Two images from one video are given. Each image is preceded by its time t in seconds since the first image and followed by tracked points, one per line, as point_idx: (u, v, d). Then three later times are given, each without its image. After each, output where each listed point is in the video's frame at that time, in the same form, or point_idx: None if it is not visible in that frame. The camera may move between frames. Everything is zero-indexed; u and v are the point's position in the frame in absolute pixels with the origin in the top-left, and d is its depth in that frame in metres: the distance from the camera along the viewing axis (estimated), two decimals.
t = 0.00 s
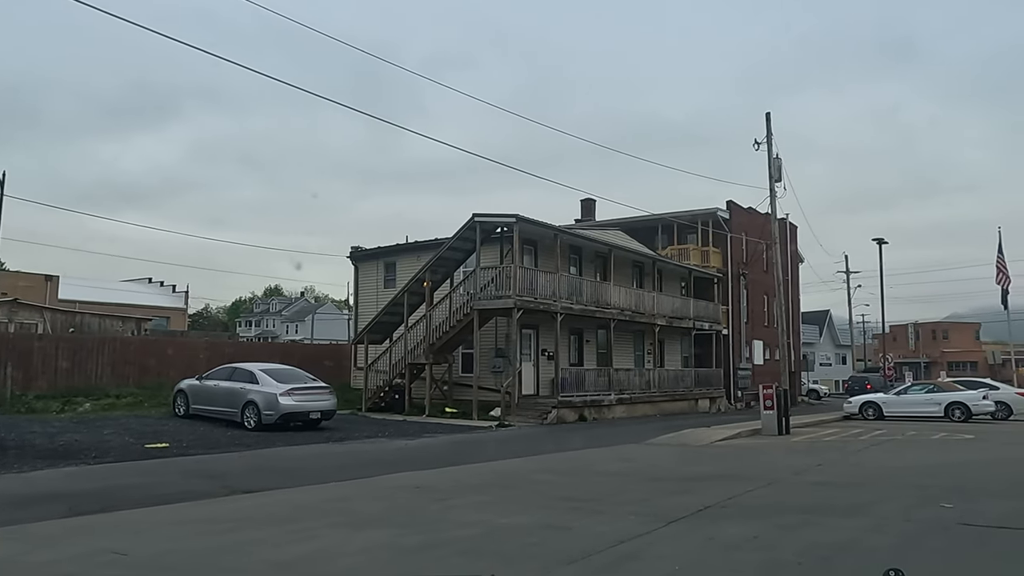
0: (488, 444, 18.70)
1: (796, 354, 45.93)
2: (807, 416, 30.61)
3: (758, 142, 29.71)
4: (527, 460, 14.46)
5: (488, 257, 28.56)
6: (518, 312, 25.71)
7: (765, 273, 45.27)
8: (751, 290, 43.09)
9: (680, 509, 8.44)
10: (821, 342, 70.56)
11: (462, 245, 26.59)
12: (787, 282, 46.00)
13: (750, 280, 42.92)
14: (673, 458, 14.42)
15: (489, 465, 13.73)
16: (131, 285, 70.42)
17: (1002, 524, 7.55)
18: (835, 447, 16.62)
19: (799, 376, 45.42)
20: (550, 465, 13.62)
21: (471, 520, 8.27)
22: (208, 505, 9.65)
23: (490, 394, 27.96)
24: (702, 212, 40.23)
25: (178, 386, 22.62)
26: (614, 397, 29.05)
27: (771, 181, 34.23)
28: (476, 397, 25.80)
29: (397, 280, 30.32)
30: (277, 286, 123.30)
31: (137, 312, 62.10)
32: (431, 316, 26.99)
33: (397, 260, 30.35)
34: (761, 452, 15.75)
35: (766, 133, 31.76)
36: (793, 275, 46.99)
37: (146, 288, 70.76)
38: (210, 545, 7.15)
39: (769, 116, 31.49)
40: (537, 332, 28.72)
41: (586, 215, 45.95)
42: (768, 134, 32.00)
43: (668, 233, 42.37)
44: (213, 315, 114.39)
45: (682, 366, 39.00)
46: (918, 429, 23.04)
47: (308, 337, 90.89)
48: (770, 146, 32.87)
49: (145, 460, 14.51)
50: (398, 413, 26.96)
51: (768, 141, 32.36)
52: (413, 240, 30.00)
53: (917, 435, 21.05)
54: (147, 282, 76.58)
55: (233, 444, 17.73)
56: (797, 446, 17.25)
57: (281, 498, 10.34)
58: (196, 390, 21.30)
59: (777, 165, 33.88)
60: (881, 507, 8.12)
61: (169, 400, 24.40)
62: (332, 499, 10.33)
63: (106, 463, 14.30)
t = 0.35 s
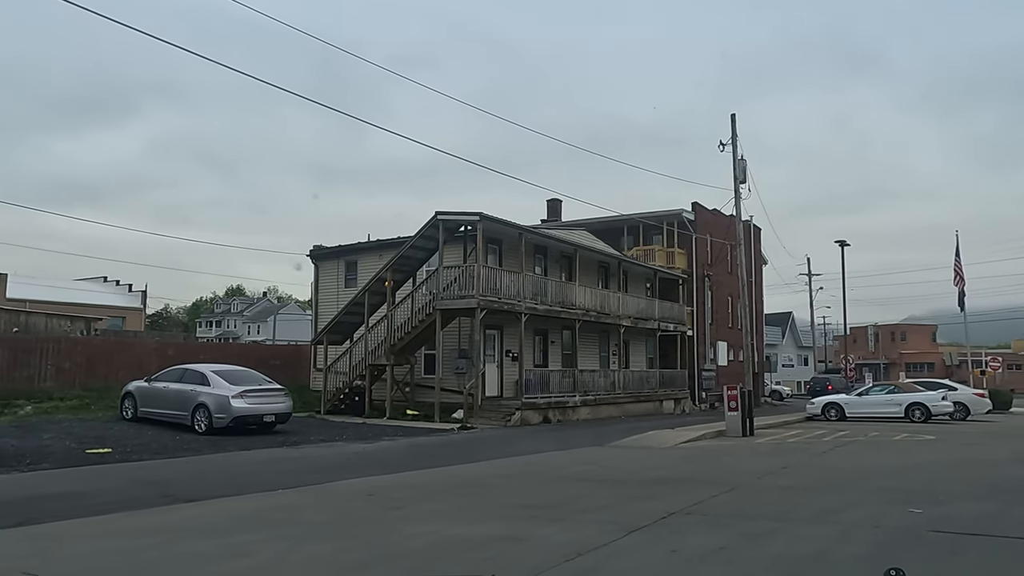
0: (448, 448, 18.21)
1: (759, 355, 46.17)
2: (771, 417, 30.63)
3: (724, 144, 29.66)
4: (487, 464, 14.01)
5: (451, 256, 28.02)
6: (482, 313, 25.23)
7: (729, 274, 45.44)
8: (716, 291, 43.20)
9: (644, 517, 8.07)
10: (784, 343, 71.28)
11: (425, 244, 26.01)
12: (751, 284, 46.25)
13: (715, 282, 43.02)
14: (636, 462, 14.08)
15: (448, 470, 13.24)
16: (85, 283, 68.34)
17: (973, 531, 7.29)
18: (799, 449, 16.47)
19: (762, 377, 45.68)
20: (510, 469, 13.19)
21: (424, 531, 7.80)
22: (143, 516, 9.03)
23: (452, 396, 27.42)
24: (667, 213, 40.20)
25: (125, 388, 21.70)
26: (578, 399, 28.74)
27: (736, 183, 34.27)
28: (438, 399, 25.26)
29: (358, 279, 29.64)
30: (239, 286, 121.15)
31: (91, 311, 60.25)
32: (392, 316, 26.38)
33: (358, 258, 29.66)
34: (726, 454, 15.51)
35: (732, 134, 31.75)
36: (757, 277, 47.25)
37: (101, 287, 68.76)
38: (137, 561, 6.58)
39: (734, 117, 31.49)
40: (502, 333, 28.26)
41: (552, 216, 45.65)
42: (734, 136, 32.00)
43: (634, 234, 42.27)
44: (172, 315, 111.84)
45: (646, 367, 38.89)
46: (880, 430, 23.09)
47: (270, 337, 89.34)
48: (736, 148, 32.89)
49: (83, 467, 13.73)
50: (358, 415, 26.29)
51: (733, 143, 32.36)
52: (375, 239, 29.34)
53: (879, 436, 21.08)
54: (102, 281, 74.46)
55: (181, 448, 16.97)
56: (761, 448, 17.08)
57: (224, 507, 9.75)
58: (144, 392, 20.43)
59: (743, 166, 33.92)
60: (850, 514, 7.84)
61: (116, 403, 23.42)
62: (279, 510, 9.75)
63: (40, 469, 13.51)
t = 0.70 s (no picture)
0: (408, 451, 17.65)
1: (724, 356, 46.28)
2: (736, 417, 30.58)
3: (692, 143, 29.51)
4: (446, 468, 13.51)
5: (414, 255, 27.42)
6: (445, 312, 24.67)
7: (695, 275, 45.46)
8: (682, 292, 43.18)
9: (606, 524, 7.65)
10: (748, 345, 71.81)
11: (386, 241, 25.37)
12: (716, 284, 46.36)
13: (681, 283, 43.01)
14: (600, 465, 13.68)
15: (404, 475, 12.70)
16: (38, 282, 66.19)
17: (946, 537, 7.00)
18: (764, 450, 16.26)
19: (727, 378, 45.82)
20: (469, 473, 12.71)
21: (371, 544, 7.28)
22: (70, 529, 8.36)
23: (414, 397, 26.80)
24: (634, 213, 40.07)
25: (69, 390, 20.72)
26: (543, 400, 28.33)
27: (702, 183, 34.20)
28: (399, 401, 24.63)
29: (318, 278, 28.87)
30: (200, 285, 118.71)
31: (43, 311, 58.32)
32: (352, 316, 25.69)
33: (319, 256, 28.91)
34: (691, 456, 15.21)
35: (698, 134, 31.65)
36: (722, 278, 47.39)
37: (54, 285, 66.65)
38: None
39: (700, 117, 31.41)
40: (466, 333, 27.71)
41: (519, 216, 45.25)
42: (700, 136, 31.90)
43: (600, 234, 42.08)
44: (130, 315, 109.19)
45: (612, 368, 38.67)
46: (843, 430, 23.05)
47: (231, 338, 87.57)
48: (702, 148, 32.80)
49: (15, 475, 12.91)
50: (317, 417, 25.56)
51: (700, 142, 32.26)
52: (336, 236, 28.60)
53: (843, 436, 21.03)
54: (56, 279, 72.22)
55: (125, 453, 16.15)
56: (726, 449, 16.84)
57: (160, 519, 9.10)
58: (89, 394, 19.51)
59: (709, 166, 33.88)
60: (820, 521, 7.50)
61: (61, 406, 22.41)
62: (219, 521, 9.13)
63: None
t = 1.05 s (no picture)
0: (363, 454, 17.05)
1: (687, 356, 46.34)
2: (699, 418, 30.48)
3: (656, 143, 29.34)
4: (400, 473, 12.96)
5: (373, 252, 26.73)
6: (404, 311, 24.06)
7: (658, 276, 45.41)
8: (645, 292, 43.10)
9: (562, 534, 7.22)
10: (710, 346, 72.24)
11: (344, 238, 24.66)
12: (679, 285, 46.39)
13: (644, 283, 42.92)
14: (560, 469, 13.27)
15: (356, 481, 12.12)
16: None
17: (918, 545, 6.70)
18: (726, 452, 16.03)
19: (690, 379, 45.87)
20: (423, 478, 12.18)
21: (309, 559, 6.73)
22: None
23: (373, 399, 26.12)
24: (598, 213, 39.86)
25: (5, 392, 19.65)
26: (505, 401, 27.87)
27: (667, 183, 34.07)
28: (357, 402, 23.95)
29: (274, 276, 28.02)
30: (157, 284, 115.79)
31: None
32: (308, 314, 24.94)
33: (274, 253, 28.05)
34: (653, 458, 14.88)
35: (662, 134, 31.53)
36: (685, 279, 47.45)
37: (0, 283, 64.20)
38: None
39: (665, 117, 31.26)
40: (427, 332, 27.11)
41: (482, 214, 44.74)
42: (664, 135, 31.78)
43: (564, 234, 41.78)
44: (84, 314, 106.03)
45: (576, 368, 38.38)
46: (804, 431, 23.02)
47: (188, 338, 85.45)
48: (666, 148, 32.68)
49: None
50: (271, 420, 24.74)
51: (664, 142, 32.14)
52: (292, 233, 27.78)
53: (804, 437, 20.95)
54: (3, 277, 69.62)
55: (61, 458, 15.26)
56: (688, 451, 16.56)
57: (83, 532, 8.42)
58: (25, 396, 18.51)
59: (673, 166, 33.79)
60: (786, 528, 7.15)
61: None
62: (150, 533, 8.48)
63: None
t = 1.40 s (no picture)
0: (310, 456, 16.35)
1: (645, 355, 46.31)
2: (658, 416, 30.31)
3: (615, 139, 29.08)
4: (345, 476, 12.33)
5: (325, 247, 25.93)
6: (356, 307, 23.33)
7: (617, 274, 45.29)
8: (604, 291, 42.91)
9: (510, 543, 6.74)
10: (668, 344, 72.62)
11: (295, 232, 23.83)
12: (638, 284, 46.35)
13: (603, 281, 42.73)
14: (513, 470, 12.79)
15: (298, 485, 11.49)
16: None
17: (882, 551, 6.38)
18: (684, 452, 15.75)
19: (648, 377, 45.87)
20: (369, 483, 11.60)
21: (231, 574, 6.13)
22: None
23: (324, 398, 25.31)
24: (557, 210, 39.52)
25: None
26: (461, 400, 27.29)
27: (626, 180, 33.88)
28: (306, 402, 23.15)
29: (221, 271, 27.03)
30: (106, 280, 112.29)
31: None
32: (256, 311, 24.05)
33: (222, 248, 27.06)
34: (609, 459, 14.50)
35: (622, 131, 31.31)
36: (644, 278, 47.43)
37: None
38: None
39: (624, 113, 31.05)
40: (381, 330, 26.39)
41: (441, 211, 44.07)
42: (624, 132, 31.55)
43: (523, 231, 41.37)
44: (27, 311, 102.23)
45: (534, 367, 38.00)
46: (761, 429, 22.96)
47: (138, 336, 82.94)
48: (625, 145, 32.48)
49: None
50: (217, 421, 23.81)
51: (623, 139, 31.93)
52: (241, 226, 26.82)
53: (761, 436, 20.83)
54: None
55: None
56: (646, 451, 16.23)
57: None
58: None
59: (632, 164, 33.61)
60: (746, 535, 6.78)
61: None
62: (62, 546, 7.76)
63: None
